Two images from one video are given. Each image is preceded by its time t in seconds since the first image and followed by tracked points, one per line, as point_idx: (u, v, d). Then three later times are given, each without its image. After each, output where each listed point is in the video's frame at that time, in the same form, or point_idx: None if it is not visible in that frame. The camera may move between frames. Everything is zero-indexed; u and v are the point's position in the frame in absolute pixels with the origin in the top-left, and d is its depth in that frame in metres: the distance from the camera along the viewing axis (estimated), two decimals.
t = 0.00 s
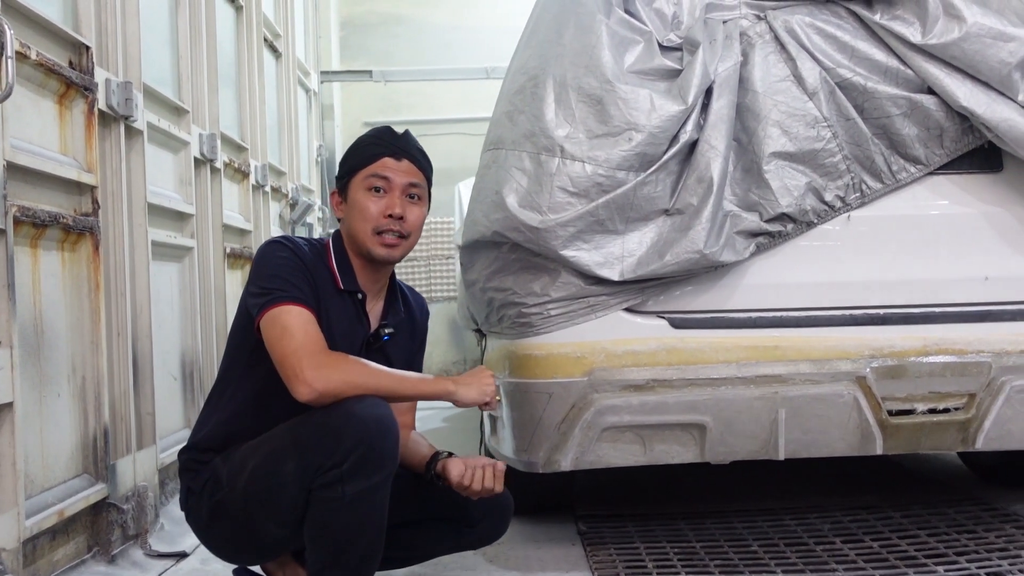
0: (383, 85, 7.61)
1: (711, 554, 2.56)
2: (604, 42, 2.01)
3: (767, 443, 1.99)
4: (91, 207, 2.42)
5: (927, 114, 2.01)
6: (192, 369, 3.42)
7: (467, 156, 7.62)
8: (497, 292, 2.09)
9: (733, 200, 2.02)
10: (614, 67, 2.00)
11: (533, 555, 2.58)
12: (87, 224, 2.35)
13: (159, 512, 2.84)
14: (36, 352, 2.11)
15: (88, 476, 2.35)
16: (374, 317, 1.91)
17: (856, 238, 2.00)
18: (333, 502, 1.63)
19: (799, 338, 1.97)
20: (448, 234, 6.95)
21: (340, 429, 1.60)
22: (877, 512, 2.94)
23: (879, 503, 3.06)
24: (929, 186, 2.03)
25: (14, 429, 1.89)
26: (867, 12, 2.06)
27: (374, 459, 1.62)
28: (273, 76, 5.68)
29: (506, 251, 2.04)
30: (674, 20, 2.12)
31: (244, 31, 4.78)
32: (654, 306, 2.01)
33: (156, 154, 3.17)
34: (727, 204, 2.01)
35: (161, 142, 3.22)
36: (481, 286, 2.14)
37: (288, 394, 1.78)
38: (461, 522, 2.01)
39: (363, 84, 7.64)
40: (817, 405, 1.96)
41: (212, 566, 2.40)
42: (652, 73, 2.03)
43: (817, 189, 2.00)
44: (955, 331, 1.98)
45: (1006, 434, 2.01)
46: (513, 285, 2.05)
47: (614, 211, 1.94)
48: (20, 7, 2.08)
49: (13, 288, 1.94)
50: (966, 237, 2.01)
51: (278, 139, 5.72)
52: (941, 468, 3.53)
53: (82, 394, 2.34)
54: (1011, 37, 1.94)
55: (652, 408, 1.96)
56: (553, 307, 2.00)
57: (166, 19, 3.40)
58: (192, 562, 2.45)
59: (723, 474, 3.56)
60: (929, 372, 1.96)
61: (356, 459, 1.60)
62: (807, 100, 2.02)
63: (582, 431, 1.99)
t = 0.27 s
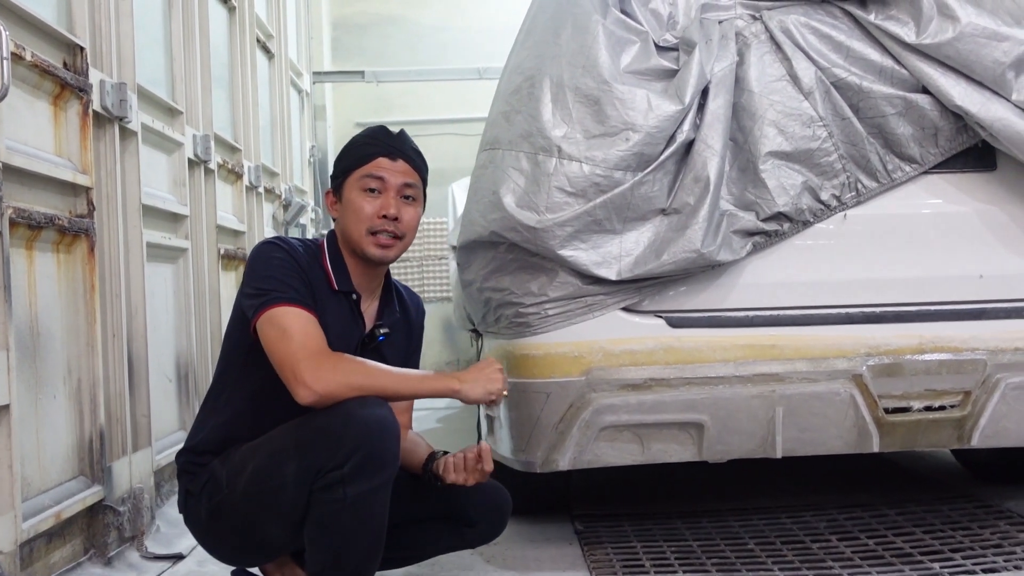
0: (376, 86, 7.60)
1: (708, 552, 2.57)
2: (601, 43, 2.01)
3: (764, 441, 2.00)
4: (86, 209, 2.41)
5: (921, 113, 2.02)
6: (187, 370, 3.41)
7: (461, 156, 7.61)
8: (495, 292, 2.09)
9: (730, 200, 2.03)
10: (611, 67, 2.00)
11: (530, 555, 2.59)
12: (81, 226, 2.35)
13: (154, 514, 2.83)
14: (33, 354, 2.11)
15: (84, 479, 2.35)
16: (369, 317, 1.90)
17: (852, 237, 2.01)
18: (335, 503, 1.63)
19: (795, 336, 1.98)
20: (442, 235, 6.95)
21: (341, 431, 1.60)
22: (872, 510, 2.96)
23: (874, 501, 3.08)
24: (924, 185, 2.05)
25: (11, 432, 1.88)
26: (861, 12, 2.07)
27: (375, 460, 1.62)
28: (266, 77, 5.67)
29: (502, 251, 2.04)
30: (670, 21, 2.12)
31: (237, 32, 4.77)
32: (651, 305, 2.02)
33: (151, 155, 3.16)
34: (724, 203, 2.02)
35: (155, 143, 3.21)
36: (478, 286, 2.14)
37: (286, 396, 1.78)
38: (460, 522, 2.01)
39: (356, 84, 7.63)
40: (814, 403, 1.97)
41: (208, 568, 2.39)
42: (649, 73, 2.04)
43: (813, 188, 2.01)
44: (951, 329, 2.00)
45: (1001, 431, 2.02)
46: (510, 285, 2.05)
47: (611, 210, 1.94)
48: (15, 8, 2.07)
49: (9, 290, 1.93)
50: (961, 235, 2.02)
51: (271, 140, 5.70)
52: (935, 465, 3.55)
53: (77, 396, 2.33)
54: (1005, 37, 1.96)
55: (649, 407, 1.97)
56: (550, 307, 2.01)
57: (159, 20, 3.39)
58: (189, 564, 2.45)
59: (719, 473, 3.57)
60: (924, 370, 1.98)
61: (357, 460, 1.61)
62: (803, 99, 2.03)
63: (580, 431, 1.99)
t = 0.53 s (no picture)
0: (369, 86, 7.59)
1: (703, 551, 2.58)
2: (596, 43, 2.01)
3: (760, 441, 2.00)
4: (79, 209, 2.40)
5: (915, 113, 2.03)
6: (181, 371, 3.40)
7: (454, 156, 7.60)
8: (491, 293, 2.09)
9: (725, 200, 2.04)
10: (606, 67, 2.00)
11: (527, 555, 2.58)
12: (75, 226, 2.34)
13: (148, 516, 2.82)
14: (26, 355, 2.10)
15: (78, 480, 2.34)
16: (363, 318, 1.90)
17: (847, 236, 2.02)
18: (334, 504, 1.63)
19: (791, 336, 1.98)
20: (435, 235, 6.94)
21: (341, 431, 1.60)
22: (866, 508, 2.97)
23: (868, 499, 3.09)
24: (918, 185, 2.05)
25: (4, 433, 1.87)
26: (855, 12, 2.08)
27: (375, 461, 1.62)
28: (259, 77, 5.65)
29: (499, 251, 2.04)
30: (665, 21, 2.13)
31: (230, 31, 4.75)
32: (647, 305, 2.02)
33: (144, 155, 3.15)
34: (719, 203, 2.02)
35: (148, 143, 3.20)
36: (474, 287, 2.14)
37: (283, 397, 1.78)
38: (457, 522, 2.01)
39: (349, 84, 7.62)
40: (809, 402, 1.98)
41: (204, 569, 2.39)
42: (644, 74, 2.04)
43: (807, 188, 2.01)
44: (945, 328, 2.01)
45: (995, 430, 2.04)
46: (506, 286, 2.05)
47: (608, 210, 1.94)
48: (7, 7, 2.06)
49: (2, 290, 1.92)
50: (955, 235, 2.03)
51: (263, 140, 5.69)
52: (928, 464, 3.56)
53: (71, 397, 2.32)
54: (998, 37, 1.97)
55: (645, 407, 1.97)
56: (546, 307, 2.01)
57: (152, 20, 3.38)
58: (183, 565, 2.44)
59: (713, 472, 3.58)
60: (919, 369, 1.98)
61: (357, 461, 1.60)
62: (798, 100, 2.03)
63: (576, 431, 1.99)
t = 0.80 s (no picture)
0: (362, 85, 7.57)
1: (699, 549, 2.58)
2: (591, 42, 2.02)
3: (756, 439, 2.01)
4: (73, 209, 2.39)
5: (909, 112, 2.04)
6: (175, 371, 3.38)
7: (448, 155, 7.60)
8: (486, 292, 2.09)
9: (721, 198, 2.04)
10: (602, 66, 2.00)
11: (523, 553, 2.58)
12: (68, 226, 2.33)
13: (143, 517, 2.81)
14: (20, 356, 2.09)
15: (72, 481, 2.33)
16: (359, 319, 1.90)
17: (841, 235, 2.03)
18: (332, 504, 1.63)
19: (786, 334, 1.99)
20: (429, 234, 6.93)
21: (340, 429, 1.61)
22: (860, 505, 2.98)
23: (862, 496, 3.10)
24: (912, 183, 2.06)
25: None
26: (849, 11, 2.09)
27: (373, 460, 1.62)
28: (252, 76, 5.64)
29: (494, 250, 2.04)
30: (659, 20, 2.13)
31: (223, 30, 4.73)
32: (643, 303, 2.03)
33: (137, 155, 3.14)
34: (715, 202, 2.03)
35: (141, 143, 3.19)
36: (469, 286, 2.14)
37: (279, 396, 1.78)
38: (454, 521, 2.01)
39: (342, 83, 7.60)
40: (805, 400, 1.99)
41: (200, 570, 2.38)
42: (639, 73, 2.04)
43: (802, 187, 2.02)
44: (939, 326, 2.02)
45: (989, 427, 2.05)
46: (502, 285, 2.05)
47: (603, 209, 1.94)
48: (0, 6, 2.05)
49: None
50: (949, 233, 2.04)
51: (256, 139, 5.67)
52: (921, 461, 3.58)
53: (66, 398, 2.31)
54: (992, 36, 1.98)
55: (642, 405, 1.97)
56: (542, 306, 2.01)
57: (145, 19, 3.37)
58: (178, 566, 2.43)
59: (708, 470, 3.58)
60: (913, 366, 1.99)
61: (355, 460, 1.61)
62: (792, 99, 2.04)
63: (573, 430, 2.00)
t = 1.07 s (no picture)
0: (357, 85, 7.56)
1: (698, 548, 2.59)
2: (591, 41, 2.02)
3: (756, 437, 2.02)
4: (70, 209, 2.39)
5: (908, 110, 2.04)
6: (172, 372, 3.37)
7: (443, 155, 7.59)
8: (485, 291, 2.08)
9: (720, 197, 2.05)
10: (601, 65, 2.00)
11: (523, 553, 2.58)
12: (66, 227, 2.32)
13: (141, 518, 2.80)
14: (18, 357, 2.08)
15: (71, 483, 2.32)
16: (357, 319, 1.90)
17: (840, 233, 2.03)
18: (334, 503, 1.66)
19: (786, 332, 1.99)
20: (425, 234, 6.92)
21: (341, 429, 1.63)
22: (858, 503, 2.99)
23: (860, 494, 3.11)
24: (910, 181, 2.07)
25: None
26: (847, 10, 2.09)
27: (375, 459, 1.65)
28: (247, 76, 5.62)
29: (494, 249, 2.03)
30: (658, 19, 2.13)
31: (217, 30, 4.72)
32: (642, 302, 2.03)
33: (133, 155, 3.12)
34: (714, 200, 2.03)
35: (137, 143, 3.17)
36: (469, 285, 2.13)
37: (280, 397, 1.77)
38: (454, 520, 2.01)
39: (336, 83, 7.58)
40: (804, 398, 1.99)
41: (199, 571, 2.38)
42: (639, 71, 2.04)
43: (802, 185, 2.02)
44: (938, 324, 2.03)
45: (988, 424, 2.05)
46: (502, 284, 2.05)
47: (603, 208, 1.94)
48: None
49: None
50: (947, 231, 2.05)
51: (251, 139, 5.66)
52: (918, 459, 3.60)
53: (63, 399, 2.30)
54: (989, 35, 1.98)
55: (642, 404, 1.98)
56: (543, 305, 2.01)
57: (140, 19, 3.35)
58: (177, 567, 2.42)
59: (705, 469, 3.59)
60: (912, 364, 2.00)
61: (357, 460, 1.64)
62: (791, 97, 2.04)
63: (573, 429, 2.00)
